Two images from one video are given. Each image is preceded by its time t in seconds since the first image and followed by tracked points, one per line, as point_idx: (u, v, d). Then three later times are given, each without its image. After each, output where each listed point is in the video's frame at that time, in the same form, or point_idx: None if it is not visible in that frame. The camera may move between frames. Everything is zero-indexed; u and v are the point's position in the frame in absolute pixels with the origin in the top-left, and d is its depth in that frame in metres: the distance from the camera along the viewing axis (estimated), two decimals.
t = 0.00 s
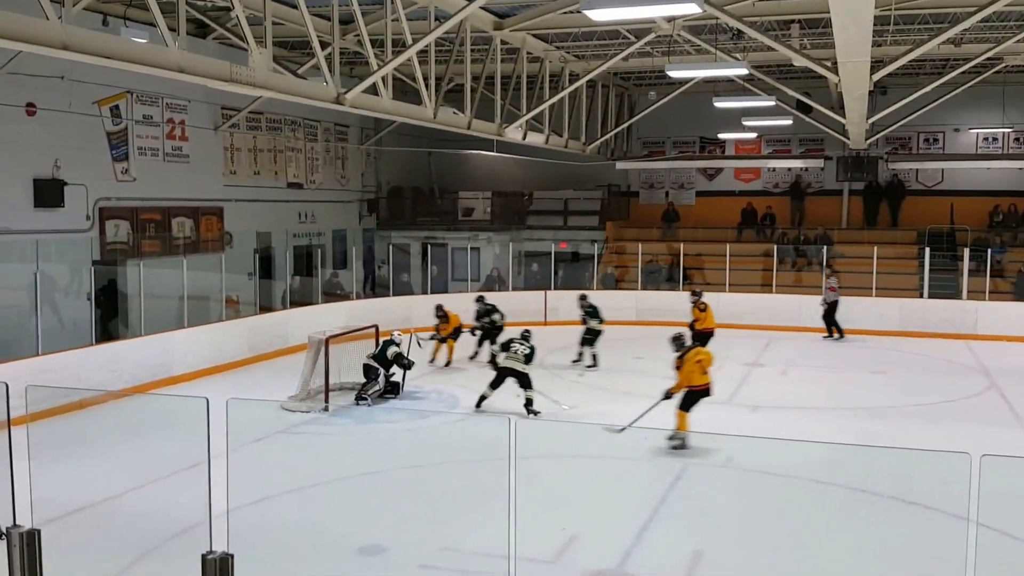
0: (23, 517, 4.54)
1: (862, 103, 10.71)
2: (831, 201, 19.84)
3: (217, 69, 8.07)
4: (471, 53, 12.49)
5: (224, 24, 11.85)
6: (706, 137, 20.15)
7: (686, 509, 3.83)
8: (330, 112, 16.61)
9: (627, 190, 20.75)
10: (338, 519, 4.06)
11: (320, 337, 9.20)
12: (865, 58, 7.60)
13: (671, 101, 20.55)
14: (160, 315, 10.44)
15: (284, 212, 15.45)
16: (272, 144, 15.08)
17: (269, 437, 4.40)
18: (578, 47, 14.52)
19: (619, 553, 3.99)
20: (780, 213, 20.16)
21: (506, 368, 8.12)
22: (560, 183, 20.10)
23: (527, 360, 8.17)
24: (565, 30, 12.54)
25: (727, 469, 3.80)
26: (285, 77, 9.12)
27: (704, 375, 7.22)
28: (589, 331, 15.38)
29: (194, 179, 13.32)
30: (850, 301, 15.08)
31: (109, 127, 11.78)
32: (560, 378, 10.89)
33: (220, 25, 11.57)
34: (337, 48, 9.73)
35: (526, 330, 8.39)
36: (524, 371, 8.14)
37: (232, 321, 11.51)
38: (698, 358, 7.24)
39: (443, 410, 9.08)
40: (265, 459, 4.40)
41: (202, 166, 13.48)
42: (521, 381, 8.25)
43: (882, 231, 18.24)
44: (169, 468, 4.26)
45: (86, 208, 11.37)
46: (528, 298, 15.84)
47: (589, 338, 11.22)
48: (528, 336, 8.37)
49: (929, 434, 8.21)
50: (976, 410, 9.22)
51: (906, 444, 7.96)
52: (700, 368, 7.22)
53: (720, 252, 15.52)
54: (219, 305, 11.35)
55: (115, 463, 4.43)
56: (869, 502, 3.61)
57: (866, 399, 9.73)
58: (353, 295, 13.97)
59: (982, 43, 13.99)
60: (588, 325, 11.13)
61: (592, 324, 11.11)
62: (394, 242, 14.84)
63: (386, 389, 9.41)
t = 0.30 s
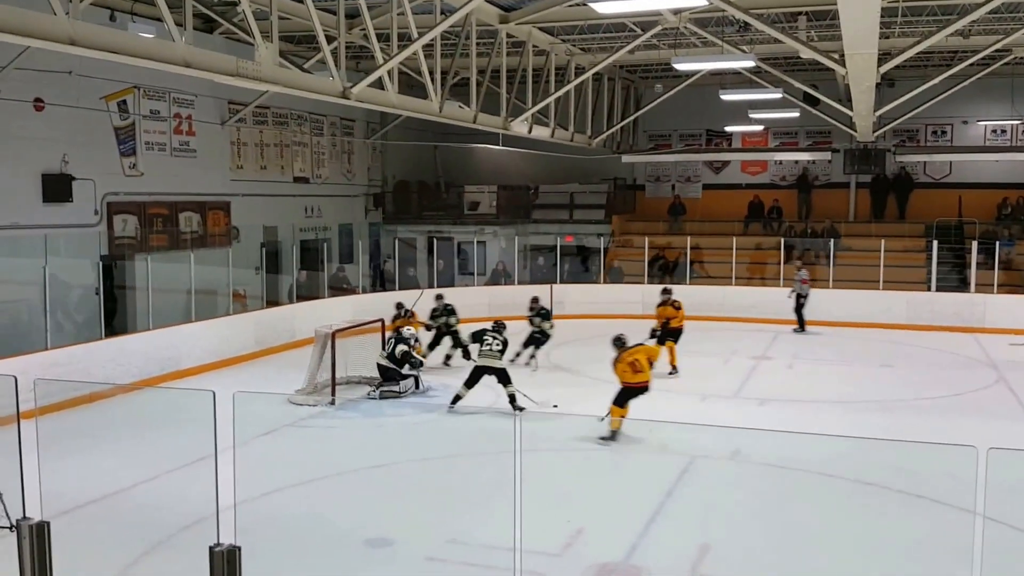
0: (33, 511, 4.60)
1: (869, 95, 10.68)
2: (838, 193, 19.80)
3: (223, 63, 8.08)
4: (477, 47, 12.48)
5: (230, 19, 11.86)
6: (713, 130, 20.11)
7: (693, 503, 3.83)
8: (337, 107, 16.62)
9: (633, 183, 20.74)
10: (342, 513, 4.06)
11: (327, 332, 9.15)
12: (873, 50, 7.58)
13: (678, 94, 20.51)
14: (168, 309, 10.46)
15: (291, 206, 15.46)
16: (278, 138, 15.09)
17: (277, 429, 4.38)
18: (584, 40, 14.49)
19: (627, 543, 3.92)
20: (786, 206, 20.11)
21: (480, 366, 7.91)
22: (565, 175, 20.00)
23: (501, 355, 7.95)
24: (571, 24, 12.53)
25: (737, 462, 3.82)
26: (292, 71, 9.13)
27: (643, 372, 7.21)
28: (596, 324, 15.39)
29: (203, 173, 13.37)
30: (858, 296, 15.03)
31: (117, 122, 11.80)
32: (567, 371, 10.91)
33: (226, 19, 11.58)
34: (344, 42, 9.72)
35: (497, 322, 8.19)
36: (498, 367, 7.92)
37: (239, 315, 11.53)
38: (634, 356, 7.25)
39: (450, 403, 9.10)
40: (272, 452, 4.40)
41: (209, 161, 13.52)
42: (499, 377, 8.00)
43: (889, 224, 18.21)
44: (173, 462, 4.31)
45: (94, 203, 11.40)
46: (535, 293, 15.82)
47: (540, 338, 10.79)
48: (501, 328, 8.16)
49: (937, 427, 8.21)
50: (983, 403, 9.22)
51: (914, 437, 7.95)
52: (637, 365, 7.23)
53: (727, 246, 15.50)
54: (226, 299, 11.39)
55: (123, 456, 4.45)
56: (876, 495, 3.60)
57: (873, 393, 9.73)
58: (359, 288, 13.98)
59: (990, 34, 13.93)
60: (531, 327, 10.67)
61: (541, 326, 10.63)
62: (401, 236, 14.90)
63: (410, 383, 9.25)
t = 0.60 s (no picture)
0: (36, 506, 4.65)
1: (871, 88, 10.64)
2: (839, 187, 19.77)
3: (224, 58, 8.07)
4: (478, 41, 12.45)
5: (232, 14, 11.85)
6: (715, 124, 20.07)
7: (696, 498, 3.83)
8: (338, 102, 16.63)
9: (635, 178, 20.72)
10: (346, 508, 4.07)
11: (330, 326, 9.25)
12: (874, 43, 7.55)
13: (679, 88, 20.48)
14: (170, 304, 10.47)
15: (292, 202, 15.47)
16: (280, 134, 15.11)
17: (280, 424, 4.38)
18: (586, 34, 14.46)
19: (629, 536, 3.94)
20: (788, 200, 20.08)
21: (480, 364, 7.88)
22: (567, 172, 20.16)
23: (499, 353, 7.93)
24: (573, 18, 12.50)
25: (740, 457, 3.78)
26: (293, 66, 9.11)
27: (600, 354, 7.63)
28: (598, 318, 15.39)
29: (204, 169, 13.38)
30: (859, 289, 15.01)
31: (119, 117, 11.81)
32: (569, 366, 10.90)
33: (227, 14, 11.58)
34: (345, 37, 9.71)
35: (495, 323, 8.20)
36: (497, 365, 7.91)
37: (241, 311, 11.55)
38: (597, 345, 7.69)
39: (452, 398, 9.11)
40: (271, 448, 4.39)
41: (211, 156, 13.53)
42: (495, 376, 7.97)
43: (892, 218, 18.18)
44: (177, 458, 4.32)
45: (95, 199, 11.41)
46: (537, 287, 15.81)
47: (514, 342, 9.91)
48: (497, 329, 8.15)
49: (939, 420, 8.20)
50: (985, 396, 9.20)
51: (916, 430, 7.94)
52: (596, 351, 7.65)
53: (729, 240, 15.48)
54: (228, 294, 11.40)
55: (123, 451, 4.43)
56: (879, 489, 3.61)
57: (875, 386, 9.73)
58: (361, 283, 13.99)
59: (991, 27, 13.90)
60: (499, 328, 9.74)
61: (515, 328, 9.70)
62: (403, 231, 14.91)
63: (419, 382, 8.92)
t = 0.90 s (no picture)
0: (37, 504, 4.65)
1: (873, 83, 10.62)
2: (841, 181, 19.73)
3: (224, 54, 8.06)
4: (479, 36, 12.44)
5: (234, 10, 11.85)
6: (717, 119, 20.04)
7: (699, 495, 3.80)
8: (340, 98, 16.64)
9: (637, 172, 20.71)
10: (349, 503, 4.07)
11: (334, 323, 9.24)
12: (876, 37, 7.54)
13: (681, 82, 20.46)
14: (172, 301, 10.48)
15: (294, 197, 15.48)
16: (282, 129, 15.11)
17: (281, 420, 4.33)
18: (587, 29, 14.45)
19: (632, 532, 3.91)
20: (790, 194, 20.07)
21: (485, 365, 7.80)
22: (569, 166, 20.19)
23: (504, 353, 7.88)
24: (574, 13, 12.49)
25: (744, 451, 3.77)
26: (295, 62, 9.10)
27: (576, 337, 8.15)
28: (601, 313, 15.40)
29: (206, 165, 13.39)
30: (863, 284, 15.00)
31: (120, 114, 11.82)
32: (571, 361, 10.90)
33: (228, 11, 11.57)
34: (346, 33, 9.70)
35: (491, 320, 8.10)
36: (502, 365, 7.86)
37: (243, 307, 11.56)
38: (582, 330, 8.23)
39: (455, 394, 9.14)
40: (274, 443, 4.37)
41: (213, 153, 13.54)
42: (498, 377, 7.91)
43: (894, 212, 18.16)
44: (176, 456, 4.32)
45: (98, 196, 11.44)
46: (539, 282, 15.82)
47: (523, 336, 9.94)
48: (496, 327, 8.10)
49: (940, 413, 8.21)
50: (986, 390, 9.21)
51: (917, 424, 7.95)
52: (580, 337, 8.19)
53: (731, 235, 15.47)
54: (230, 290, 11.40)
55: (131, 450, 4.52)
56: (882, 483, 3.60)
57: (876, 379, 9.73)
58: (364, 279, 14.02)
59: (993, 21, 13.88)
60: (504, 325, 9.70)
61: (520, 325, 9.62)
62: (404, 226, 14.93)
63: (421, 381, 8.82)
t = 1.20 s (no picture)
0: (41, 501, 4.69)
1: (874, 78, 10.60)
2: (843, 176, 19.71)
3: (226, 51, 8.07)
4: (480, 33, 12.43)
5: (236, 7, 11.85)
6: (718, 115, 20.03)
7: (700, 488, 3.84)
8: (342, 95, 16.64)
9: (639, 168, 20.71)
10: (350, 499, 4.06)
11: (335, 319, 9.24)
12: (877, 33, 7.53)
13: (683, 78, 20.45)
14: (174, 297, 10.49)
15: (297, 194, 15.51)
16: (283, 126, 15.12)
17: (284, 418, 4.33)
18: (589, 26, 14.45)
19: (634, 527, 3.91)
20: (792, 189, 20.06)
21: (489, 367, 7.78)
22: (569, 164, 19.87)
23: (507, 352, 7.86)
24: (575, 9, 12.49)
25: (742, 445, 3.78)
26: (296, 59, 9.11)
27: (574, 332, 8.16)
28: (603, 310, 15.41)
29: (208, 163, 13.41)
30: (865, 279, 14.99)
31: (121, 111, 11.83)
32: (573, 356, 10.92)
33: (229, 7, 11.57)
34: (348, 29, 9.70)
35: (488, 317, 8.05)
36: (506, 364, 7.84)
37: (246, 304, 11.57)
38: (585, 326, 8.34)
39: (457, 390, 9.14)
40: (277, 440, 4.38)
41: (215, 150, 13.56)
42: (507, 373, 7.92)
43: (896, 207, 18.16)
44: (178, 453, 4.29)
45: (99, 193, 11.44)
46: (541, 279, 15.82)
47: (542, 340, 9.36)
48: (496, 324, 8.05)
49: (943, 408, 8.21)
50: (989, 384, 9.21)
51: (918, 419, 7.94)
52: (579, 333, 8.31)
53: (733, 231, 15.47)
54: (233, 287, 11.42)
55: (132, 447, 4.49)
56: (883, 477, 3.61)
57: (878, 375, 9.72)
58: (366, 276, 14.03)
59: (994, 16, 13.86)
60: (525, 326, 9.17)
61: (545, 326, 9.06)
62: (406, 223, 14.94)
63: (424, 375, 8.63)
